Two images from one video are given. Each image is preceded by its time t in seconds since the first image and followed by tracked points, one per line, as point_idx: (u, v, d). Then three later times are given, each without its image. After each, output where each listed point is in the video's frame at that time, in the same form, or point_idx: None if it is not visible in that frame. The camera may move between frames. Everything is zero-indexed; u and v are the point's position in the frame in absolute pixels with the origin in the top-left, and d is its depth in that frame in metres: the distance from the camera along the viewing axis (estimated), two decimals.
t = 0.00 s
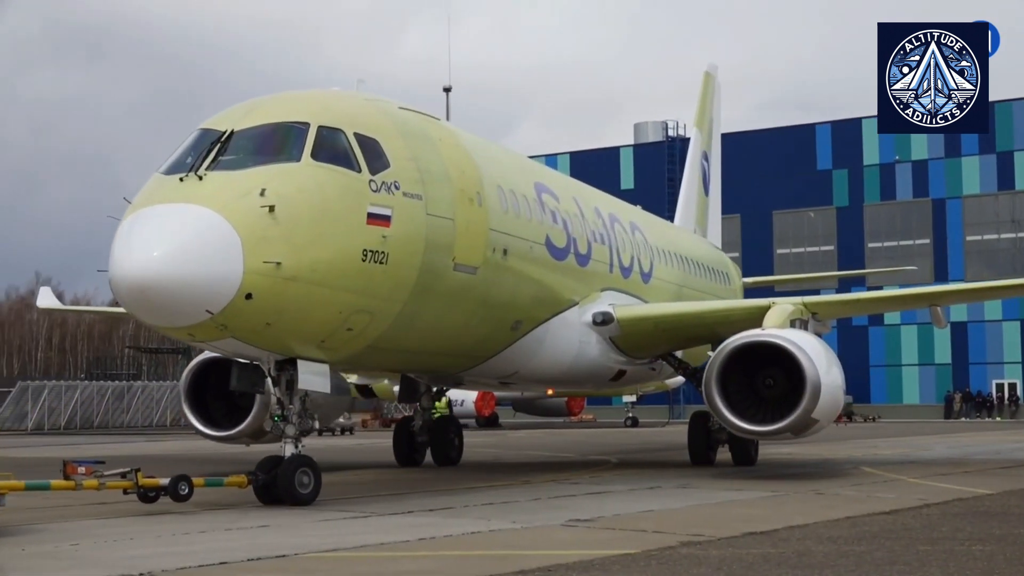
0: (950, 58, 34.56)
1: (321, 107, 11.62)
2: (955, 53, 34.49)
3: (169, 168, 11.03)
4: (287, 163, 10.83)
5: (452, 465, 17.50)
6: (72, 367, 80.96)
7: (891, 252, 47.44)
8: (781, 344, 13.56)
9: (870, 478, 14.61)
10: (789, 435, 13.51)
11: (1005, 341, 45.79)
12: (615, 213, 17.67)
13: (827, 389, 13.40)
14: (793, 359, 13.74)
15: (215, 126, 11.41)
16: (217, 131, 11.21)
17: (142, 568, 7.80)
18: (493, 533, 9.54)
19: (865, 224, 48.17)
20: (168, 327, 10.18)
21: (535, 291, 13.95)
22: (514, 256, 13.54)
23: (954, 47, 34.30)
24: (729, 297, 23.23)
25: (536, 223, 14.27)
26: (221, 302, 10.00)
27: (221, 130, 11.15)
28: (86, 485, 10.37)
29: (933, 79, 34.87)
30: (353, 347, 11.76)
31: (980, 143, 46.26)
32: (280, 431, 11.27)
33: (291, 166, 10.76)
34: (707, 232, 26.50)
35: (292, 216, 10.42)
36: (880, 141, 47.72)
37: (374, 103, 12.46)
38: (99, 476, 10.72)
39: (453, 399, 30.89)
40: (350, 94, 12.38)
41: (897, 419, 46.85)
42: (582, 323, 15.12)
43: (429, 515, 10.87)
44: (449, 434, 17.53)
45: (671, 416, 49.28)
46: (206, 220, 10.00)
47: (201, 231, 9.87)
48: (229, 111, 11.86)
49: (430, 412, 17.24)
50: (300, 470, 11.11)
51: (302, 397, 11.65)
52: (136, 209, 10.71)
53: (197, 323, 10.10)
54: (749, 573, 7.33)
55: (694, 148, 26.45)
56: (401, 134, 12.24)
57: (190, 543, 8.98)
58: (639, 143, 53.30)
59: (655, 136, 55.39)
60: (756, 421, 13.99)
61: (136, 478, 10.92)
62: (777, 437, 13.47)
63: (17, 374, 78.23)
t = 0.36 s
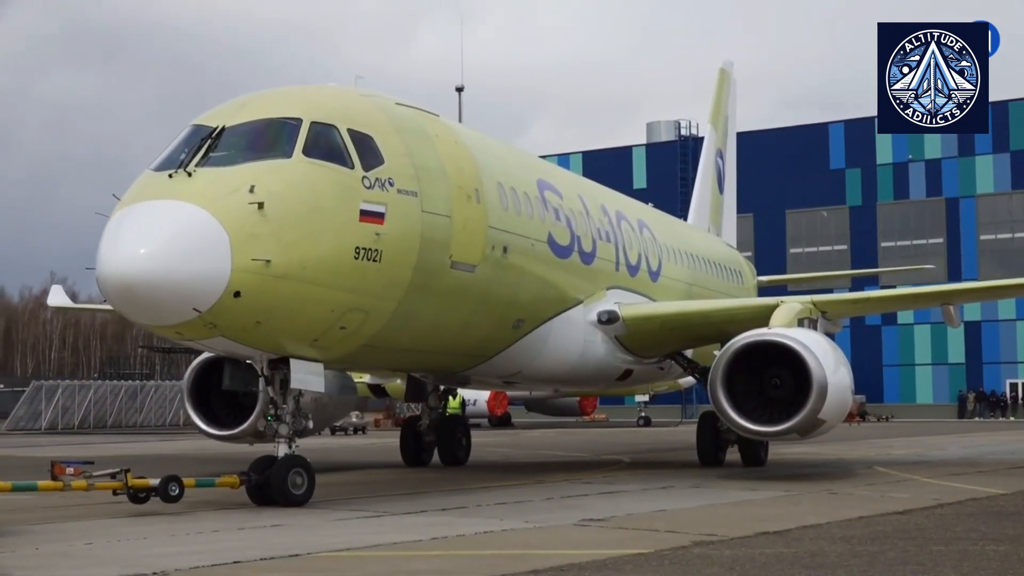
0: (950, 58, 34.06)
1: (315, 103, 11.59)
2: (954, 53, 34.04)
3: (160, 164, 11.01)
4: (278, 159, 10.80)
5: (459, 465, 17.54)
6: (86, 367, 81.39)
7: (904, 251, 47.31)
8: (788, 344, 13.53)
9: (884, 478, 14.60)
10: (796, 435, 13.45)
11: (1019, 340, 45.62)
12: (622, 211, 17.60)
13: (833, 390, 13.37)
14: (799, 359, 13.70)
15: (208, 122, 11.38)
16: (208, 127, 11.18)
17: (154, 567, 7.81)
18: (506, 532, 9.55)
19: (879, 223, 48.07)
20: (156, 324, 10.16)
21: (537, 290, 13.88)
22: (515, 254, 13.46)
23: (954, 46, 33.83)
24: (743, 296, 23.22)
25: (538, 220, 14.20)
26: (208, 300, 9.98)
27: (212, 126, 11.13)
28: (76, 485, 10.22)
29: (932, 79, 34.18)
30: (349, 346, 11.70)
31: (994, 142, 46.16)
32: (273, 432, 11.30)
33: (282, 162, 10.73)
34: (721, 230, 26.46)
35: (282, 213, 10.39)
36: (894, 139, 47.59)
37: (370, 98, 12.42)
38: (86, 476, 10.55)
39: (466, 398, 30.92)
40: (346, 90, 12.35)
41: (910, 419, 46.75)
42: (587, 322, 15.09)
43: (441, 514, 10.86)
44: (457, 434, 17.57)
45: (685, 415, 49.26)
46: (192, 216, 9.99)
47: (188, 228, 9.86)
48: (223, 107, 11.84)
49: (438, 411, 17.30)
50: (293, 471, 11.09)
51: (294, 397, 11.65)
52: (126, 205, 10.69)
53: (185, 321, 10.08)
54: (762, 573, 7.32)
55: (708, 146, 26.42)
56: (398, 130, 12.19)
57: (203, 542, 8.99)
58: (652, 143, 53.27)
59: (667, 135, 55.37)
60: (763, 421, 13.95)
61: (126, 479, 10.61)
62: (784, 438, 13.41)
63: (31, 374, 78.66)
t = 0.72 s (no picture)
0: (950, 58, 33.69)
1: (309, 99, 11.45)
2: (955, 53, 33.68)
3: (152, 162, 10.91)
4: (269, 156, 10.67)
5: (466, 466, 17.52)
6: (100, 366, 81.83)
7: (919, 250, 47.21)
8: (795, 343, 13.48)
9: (899, 478, 14.60)
10: (803, 436, 13.39)
11: None
12: (629, 209, 17.47)
13: (841, 390, 13.33)
14: (806, 357, 13.66)
15: (200, 119, 11.27)
16: (200, 124, 11.08)
17: (170, 567, 7.83)
18: (521, 532, 9.57)
19: (893, 222, 47.96)
20: (146, 324, 10.07)
21: (539, 289, 13.73)
22: (517, 252, 13.30)
23: (955, 47, 33.47)
24: (757, 294, 23.18)
25: (541, 217, 14.05)
26: (196, 299, 9.86)
27: (204, 123, 11.02)
28: (66, 485, 10.00)
29: (932, 79, 33.81)
30: (344, 345, 11.58)
31: (1009, 141, 45.87)
32: (268, 432, 11.22)
33: (272, 159, 10.59)
34: (737, 228, 26.43)
35: (272, 211, 10.25)
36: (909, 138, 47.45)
37: (366, 94, 12.28)
38: (78, 477, 10.36)
39: (480, 398, 30.99)
40: (342, 86, 12.21)
41: (925, 419, 46.62)
42: (593, 322, 14.98)
43: (454, 514, 10.87)
44: (465, 434, 17.56)
45: (698, 415, 49.23)
46: (181, 214, 9.88)
47: (175, 226, 9.75)
48: (218, 104, 11.73)
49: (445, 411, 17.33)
50: (289, 471, 11.05)
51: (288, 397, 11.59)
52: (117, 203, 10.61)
53: (175, 320, 9.98)
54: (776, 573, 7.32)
55: (723, 144, 26.39)
56: (395, 127, 12.04)
57: (218, 542, 9.01)
58: (665, 142, 53.25)
59: (681, 134, 55.34)
60: (770, 421, 13.90)
61: (119, 480, 10.41)
62: (790, 438, 13.38)
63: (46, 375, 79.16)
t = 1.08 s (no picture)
0: (950, 58, 32.68)
1: (306, 96, 11.37)
2: (955, 53, 32.79)
3: (146, 159, 10.83)
4: (263, 154, 10.59)
5: (479, 467, 17.53)
6: (119, 367, 82.26)
7: (937, 251, 47.14)
8: (805, 342, 13.45)
9: (918, 478, 14.61)
10: (813, 436, 13.36)
11: None
12: (638, 207, 17.35)
13: (852, 390, 13.30)
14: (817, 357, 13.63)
15: (194, 116, 11.20)
16: (194, 121, 11.01)
17: (188, 566, 7.87)
18: (539, 531, 9.60)
19: (911, 222, 47.85)
20: (138, 323, 10.02)
21: (543, 289, 13.61)
22: (522, 250, 13.17)
23: (954, 46, 32.63)
24: (773, 292, 23.14)
25: (546, 215, 13.93)
26: (187, 298, 9.80)
27: (197, 120, 10.95)
28: (60, 486, 9.81)
29: (933, 79, 32.74)
30: (343, 345, 11.49)
31: None
32: (265, 433, 11.12)
33: (266, 157, 10.51)
34: (755, 228, 26.39)
35: (264, 209, 10.17)
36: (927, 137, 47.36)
37: (365, 92, 12.19)
38: (73, 479, 10.00)
39: (497, 398, 31.02)
40: (340, 84, 12.13)
41: (943, 419, 46.48)
42: (603, 321, 14.89)
43: (472, 514, 10.89)
44: (477, 435, 17.57)
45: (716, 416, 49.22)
46: (171, 212, 9.82)
47: (166, 225, 9.69)
48: (213, 101, 11.65)
49: (458, 413, 17.42)
50: (287, 472, 10.93)
51: (286, 397, 11.48)
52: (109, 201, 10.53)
53: (166, 319, 9.92)
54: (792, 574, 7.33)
55: (741, 142, 26.32)
56: (393, 124, 11.94)
57: (239, 542, 9.05)
58: (682, 142, 53.22)
59: (698, 134, 55.32)
60: (779, 422, 13.86)
61: (112, 481, 10.22)
62: (801, 439, 13.34)
63: (66, 377, 79.64)
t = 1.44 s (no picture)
0: (950, 58, 32.58)
1: (305, 93, 11.26)
2: (955, 53, 32.62)
3: (144, 156, 10.76)
4: (260, 150, 10.46)
5: (492, 467, 17.52)
6: (140, 368, 82.65)
7: (956, 250, 46.97)
8: (816, 341, 13.38)
9: (939, 478, 14.55)
10: (825, 437, 13.31)
11: None
12: (652, 205, 17.31)
13: (865, 388, 13.24)
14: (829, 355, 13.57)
15: (193, 114, 11.11)
16: (192, 118, 10.92)
17: (207, 565, 7.90)
18: (558, 531, 9.59)
19: (931, 220, 47.68)
20: (133, 322, 9.93)
21: (549, 287, 13.47)
22: (528, 247, 13.02)
23: (954, 47, 32.55)
24: (791, 292, 23.08)
25: (553, 212, 13.82)
26: (181, 297, 9.70)
27: (195, 117, 10.87)
28: (58, 487, 9.70)
29: (933, 79, 32.50)
30: (345, 344, 11.36)
31: None
32: (265, 433, 11.00)
33: (263, 153, 10.39)
34: (775, 226, 26.31)
35: (262, 206, 10.04)
36: (946, 137, 47.11)
37: (367, 87, 12.06)
38: (70, 479, 9.90)
39: (516, 398, 31.01)
40: (342, 80, 12.01)
41: (964, 419, 46.23)
42: (615, 321, 14.84)
43: (490, 514, 10.86)
44: (490, 435, 17.56)
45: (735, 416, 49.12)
46: (165, 209, 9.72)
47: (160, 223, 9.59)
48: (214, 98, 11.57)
49: (472, 413, 17.42)
50: (286, 472, 10.81)
51: (286, 397, 11.35)
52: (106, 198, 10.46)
53: (162, 318, 9.83)
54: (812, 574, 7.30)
55: (760, 139, 26.22)
56: (395, 120, 11.80)
57: (258, 542, 9.06)
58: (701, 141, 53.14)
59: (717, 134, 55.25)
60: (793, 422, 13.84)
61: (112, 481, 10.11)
62: (814, 439, 13.30)
63: (86, 376, 79.94)
